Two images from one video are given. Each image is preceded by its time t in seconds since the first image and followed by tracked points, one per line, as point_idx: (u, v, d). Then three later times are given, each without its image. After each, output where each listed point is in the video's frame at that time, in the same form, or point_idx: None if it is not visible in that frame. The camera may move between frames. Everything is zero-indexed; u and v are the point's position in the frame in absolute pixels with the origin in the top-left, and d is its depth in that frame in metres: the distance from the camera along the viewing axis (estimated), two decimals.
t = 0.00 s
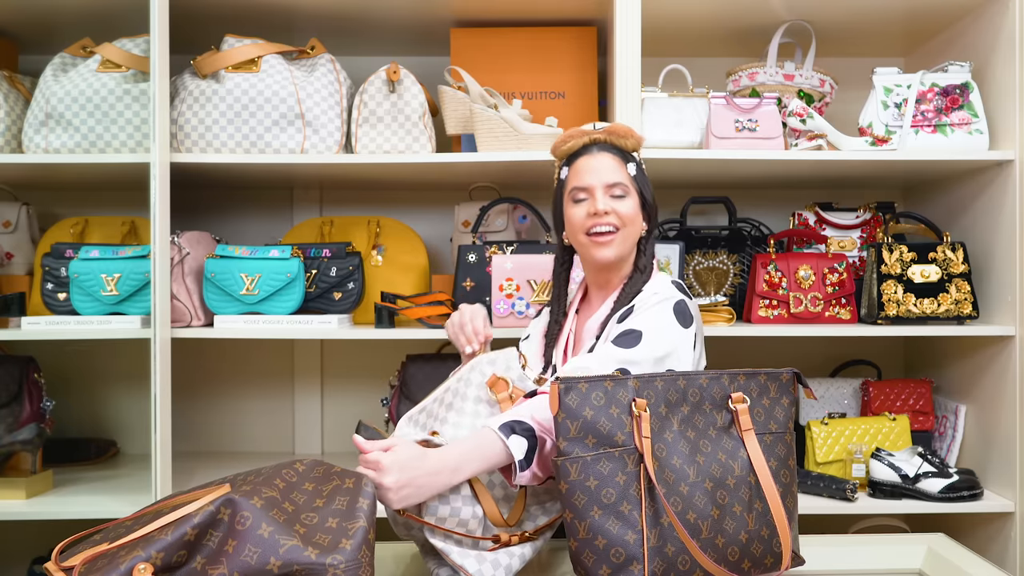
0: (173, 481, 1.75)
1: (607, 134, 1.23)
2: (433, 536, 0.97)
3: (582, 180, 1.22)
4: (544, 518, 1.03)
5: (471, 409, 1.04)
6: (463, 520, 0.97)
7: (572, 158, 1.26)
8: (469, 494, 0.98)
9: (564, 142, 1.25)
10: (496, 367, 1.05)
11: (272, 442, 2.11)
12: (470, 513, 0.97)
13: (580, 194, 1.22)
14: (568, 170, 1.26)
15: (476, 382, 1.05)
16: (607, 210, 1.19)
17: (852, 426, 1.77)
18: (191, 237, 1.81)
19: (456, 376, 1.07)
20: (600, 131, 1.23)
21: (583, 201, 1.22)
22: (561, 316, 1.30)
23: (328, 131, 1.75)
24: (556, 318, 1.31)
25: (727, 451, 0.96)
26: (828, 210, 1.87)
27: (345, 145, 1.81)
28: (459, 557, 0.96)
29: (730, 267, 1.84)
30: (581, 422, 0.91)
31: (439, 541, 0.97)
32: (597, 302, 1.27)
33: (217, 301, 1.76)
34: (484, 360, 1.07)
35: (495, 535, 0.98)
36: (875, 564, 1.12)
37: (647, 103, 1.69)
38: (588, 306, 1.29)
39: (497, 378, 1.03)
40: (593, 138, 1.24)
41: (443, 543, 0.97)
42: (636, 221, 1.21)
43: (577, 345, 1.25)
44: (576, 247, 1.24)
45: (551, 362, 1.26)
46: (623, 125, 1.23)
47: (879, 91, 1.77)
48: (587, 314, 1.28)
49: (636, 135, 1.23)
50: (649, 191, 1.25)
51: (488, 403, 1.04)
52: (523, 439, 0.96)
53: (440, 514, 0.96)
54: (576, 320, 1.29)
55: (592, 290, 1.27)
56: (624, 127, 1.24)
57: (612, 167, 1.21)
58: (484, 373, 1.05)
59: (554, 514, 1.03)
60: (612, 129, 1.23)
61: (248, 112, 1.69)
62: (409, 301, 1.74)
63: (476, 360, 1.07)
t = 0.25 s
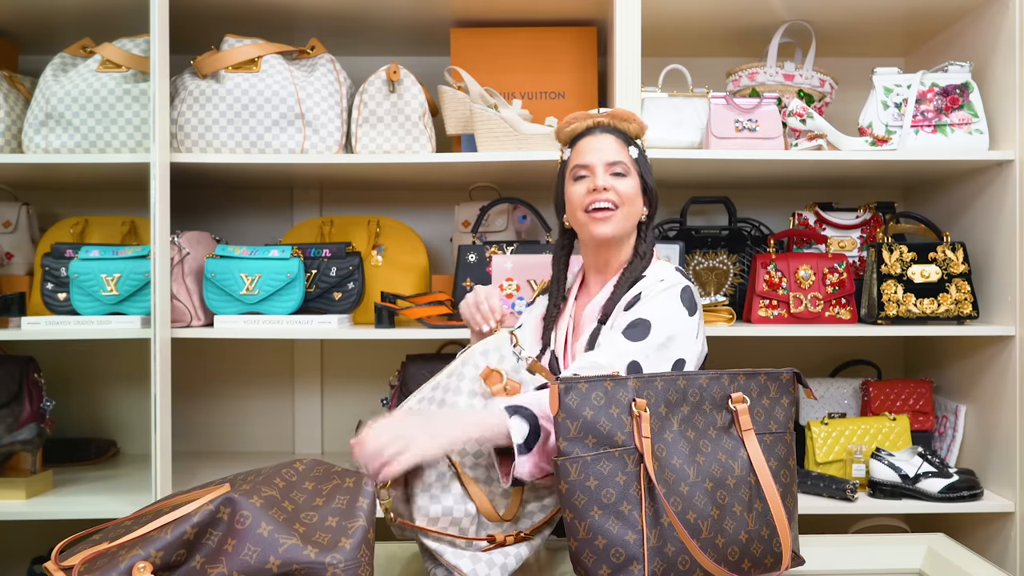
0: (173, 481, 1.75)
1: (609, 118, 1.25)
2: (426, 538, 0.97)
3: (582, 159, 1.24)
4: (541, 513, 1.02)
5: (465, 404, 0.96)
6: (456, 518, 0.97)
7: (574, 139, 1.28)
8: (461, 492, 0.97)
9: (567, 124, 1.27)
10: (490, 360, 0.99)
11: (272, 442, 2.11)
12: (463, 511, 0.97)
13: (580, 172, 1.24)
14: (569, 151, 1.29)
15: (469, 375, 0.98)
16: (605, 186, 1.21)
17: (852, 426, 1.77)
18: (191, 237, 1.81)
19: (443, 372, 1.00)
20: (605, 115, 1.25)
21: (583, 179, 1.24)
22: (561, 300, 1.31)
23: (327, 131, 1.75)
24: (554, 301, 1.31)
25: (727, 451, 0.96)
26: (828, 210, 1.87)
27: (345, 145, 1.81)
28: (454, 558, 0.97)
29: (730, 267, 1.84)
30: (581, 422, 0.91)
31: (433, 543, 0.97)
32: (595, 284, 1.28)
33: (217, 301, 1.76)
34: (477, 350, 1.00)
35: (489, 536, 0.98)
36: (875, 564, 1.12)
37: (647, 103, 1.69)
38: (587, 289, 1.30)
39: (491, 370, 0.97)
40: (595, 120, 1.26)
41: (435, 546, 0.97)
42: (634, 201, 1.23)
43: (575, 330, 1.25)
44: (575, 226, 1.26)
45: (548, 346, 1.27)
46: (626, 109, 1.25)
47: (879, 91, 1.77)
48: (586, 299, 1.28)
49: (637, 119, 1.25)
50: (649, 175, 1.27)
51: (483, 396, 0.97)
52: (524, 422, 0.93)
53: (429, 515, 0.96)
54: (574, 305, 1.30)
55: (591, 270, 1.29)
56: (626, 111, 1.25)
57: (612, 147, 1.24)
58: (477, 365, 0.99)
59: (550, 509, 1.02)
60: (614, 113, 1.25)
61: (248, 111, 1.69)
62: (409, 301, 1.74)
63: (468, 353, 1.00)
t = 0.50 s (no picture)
0: (173, 481, 1.75)
1: (607, 111, 1.30)
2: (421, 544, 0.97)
3: (581, 151, 1.27)
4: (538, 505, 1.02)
5: (463, 399, 0.99)
6: (453, 523, 0.97)
7: (571, 133, 1.31)
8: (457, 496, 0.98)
9: (564, 117, 1.31)
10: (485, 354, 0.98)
11: (271, 442, 2.11)
12: (460, 514, 0.97)
13: (579, 164, 1.27)
14: (568, 144, 1.31)
15: (466, 368, 0.98)
16: (606, 176, 1.24)
17: (852, 426, 1.77)
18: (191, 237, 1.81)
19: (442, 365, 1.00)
20: (601, 108, 1.30)
21: (582, 170, 1.26)
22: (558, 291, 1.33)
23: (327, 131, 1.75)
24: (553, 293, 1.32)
25: (727, 451, 0.96)
26: (828, 210, 1.87)
27: (345, 145, 1.81)
28: (452, 561, 0.96)
29: (730, 266, 1.84)
30: (581, 422, 0.91)
31: (432, 548, 0.97)
32: (592, 276, 1.31)
33: (217, 301, 1.76)
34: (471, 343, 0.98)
35: (492, 534, 0.99)
36: (875, 564, 1.12)
37: (647, 103, 1.69)
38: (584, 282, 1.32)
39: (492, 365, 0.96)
40: (593, 114, 1.30)
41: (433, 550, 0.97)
42: (633, 193, 1.26)
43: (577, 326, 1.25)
44: (573, 218, 1.28)
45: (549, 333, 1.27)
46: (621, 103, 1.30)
47: (879, 91, 1.77)
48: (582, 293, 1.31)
49: (632, 111, 1.30)
50: (644, 168, 1.31)
51: (481, 390, 0.99)
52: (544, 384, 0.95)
53: (429, 520, 0.96)
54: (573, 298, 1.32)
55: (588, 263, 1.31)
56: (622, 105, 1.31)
57: (610, 140, 1.27)
58: (474, 359, 0.98)
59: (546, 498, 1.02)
60: (611, 107, 1.30)
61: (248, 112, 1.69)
62: (410, 300, 1.74)
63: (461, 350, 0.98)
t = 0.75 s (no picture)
0: (173, 481, 1.75)
1: (604, 110, 1.32)
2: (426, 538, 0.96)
3: (581, 149, 1.28)
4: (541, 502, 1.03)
5: (475, 389, 1.00)
6: (459, 520, 0.96)
7: (570, 132, 1.32)
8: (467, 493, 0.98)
9: (562, 116, 1.32)
10: (499, 344, 1.00)
11: (271, 442, 2.10)
12: (466, 512, 0.97)
13: (580, 162, 1.27)
14: (568, 143, 1.31)
15: (480, 360, 1.00)
16: (608, 174, 1.24)
17: (852, 426, 1.77)
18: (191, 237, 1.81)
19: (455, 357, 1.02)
20: (599, 107, 1.31)
21: (583, 168, 1.27)
22: (562, 287, 1.36)
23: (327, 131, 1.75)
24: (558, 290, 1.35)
25: (727, 451, 0.96)
26: (828, 210, 1.87)
27: (345, 145, 1.81)
28: (454, 560, 0.96)
29: (730, 267, 1.84)
30: (581, 422, 0.91)
31: (434, 544, 0.97)
32: (595, 272, 1.34)
33: (217, 301, 1.76)
34: (485, 334, 1.00)
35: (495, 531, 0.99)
36: (875, 564, 1.12)
37: (646, 103, 1.69)
38: (586, 278, 1.35)
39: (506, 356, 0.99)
40: (591, 112, 1.31)
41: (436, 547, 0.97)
42: (634, 190, 1.27)
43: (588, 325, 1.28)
44: (575, 217, 1.29)
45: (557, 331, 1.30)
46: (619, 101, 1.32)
47: (879, 91, 1.77)
48: (586, 290, 1.34)
49: (629, 110, 1.32)
50: (642, 167, 1.33)
51: (493, 381, 1.00)
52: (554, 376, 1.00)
53: (437, 514, 0.95)
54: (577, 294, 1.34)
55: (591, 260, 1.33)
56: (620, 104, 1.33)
57: (610, 138, 1.28)
58: (487, 350, 1.00)
59: (550, 497, 1.02)
60: (608, 106, 1.32)
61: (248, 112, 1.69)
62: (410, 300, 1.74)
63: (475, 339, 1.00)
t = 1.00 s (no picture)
0: (173, 481, 1.75)
1: (605, 109, 1.31)
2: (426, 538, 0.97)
3: (582, 151, 1.27)
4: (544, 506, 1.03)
5: (483, 390, 0.99)
6: (461, 521, 0.97)
7: (571, 131, 1.32)
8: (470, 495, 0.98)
9: (562, 116, 1.31)
10: (508, 346, 0.99)
11: (271, 442, 2.10)
12: (469, 513, 0.97)
13: (580, 164, 1.27)
14: (568, 143, 1.31)
15: (489, 360, 0.99)
16: (608, 177, 1.24)
17: (852, 426, 1.77)
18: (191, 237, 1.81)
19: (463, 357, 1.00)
20: (600, 106, 1.30)
21: (583, 170, 1.27)
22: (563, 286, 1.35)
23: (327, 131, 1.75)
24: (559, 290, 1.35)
25: (727, 451, 0.96)
26: (828, 210, 1.87)
27: (345, 145, 1.81)
28: (456, 560, 0.97)
29: (730, 267, 1.84)
30: (581, 422, 0.91)
31: (436, 545, 0.97)
32: (596, 272, 1.34)
33: (217, 301, 1.76)
34: (494, 335, 0.99)
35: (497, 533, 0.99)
36: (875, 564, 1.12)
37: (646, 103, 1.69)
38: (587, 278, 1.35)
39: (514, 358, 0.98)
40: (591, 111, 1.30)
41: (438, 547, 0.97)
42: (634, 192, 1.27)
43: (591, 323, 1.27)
44: (575, 218, 1.29)
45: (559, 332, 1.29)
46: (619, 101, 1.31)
47: (879, 91, 1.77)
48: (587, 291, 1.34)
49: (629, 109, 1.31)
50: (642, 166, 1.32)
51: (501, 382, 0.99)
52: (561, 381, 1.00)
53: (440, 514, 0.96)
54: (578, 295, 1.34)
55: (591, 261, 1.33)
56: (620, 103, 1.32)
57: (610, 139, 1.28)
58: (496, 352, 0.99)
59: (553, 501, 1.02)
60: (609, 105, 1.31)
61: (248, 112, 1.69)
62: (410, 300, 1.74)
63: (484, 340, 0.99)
